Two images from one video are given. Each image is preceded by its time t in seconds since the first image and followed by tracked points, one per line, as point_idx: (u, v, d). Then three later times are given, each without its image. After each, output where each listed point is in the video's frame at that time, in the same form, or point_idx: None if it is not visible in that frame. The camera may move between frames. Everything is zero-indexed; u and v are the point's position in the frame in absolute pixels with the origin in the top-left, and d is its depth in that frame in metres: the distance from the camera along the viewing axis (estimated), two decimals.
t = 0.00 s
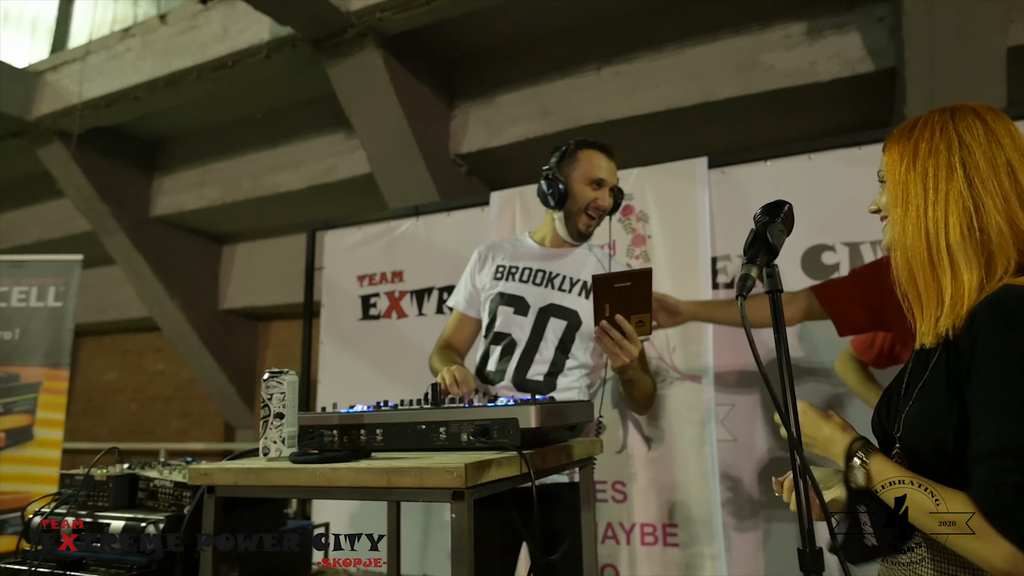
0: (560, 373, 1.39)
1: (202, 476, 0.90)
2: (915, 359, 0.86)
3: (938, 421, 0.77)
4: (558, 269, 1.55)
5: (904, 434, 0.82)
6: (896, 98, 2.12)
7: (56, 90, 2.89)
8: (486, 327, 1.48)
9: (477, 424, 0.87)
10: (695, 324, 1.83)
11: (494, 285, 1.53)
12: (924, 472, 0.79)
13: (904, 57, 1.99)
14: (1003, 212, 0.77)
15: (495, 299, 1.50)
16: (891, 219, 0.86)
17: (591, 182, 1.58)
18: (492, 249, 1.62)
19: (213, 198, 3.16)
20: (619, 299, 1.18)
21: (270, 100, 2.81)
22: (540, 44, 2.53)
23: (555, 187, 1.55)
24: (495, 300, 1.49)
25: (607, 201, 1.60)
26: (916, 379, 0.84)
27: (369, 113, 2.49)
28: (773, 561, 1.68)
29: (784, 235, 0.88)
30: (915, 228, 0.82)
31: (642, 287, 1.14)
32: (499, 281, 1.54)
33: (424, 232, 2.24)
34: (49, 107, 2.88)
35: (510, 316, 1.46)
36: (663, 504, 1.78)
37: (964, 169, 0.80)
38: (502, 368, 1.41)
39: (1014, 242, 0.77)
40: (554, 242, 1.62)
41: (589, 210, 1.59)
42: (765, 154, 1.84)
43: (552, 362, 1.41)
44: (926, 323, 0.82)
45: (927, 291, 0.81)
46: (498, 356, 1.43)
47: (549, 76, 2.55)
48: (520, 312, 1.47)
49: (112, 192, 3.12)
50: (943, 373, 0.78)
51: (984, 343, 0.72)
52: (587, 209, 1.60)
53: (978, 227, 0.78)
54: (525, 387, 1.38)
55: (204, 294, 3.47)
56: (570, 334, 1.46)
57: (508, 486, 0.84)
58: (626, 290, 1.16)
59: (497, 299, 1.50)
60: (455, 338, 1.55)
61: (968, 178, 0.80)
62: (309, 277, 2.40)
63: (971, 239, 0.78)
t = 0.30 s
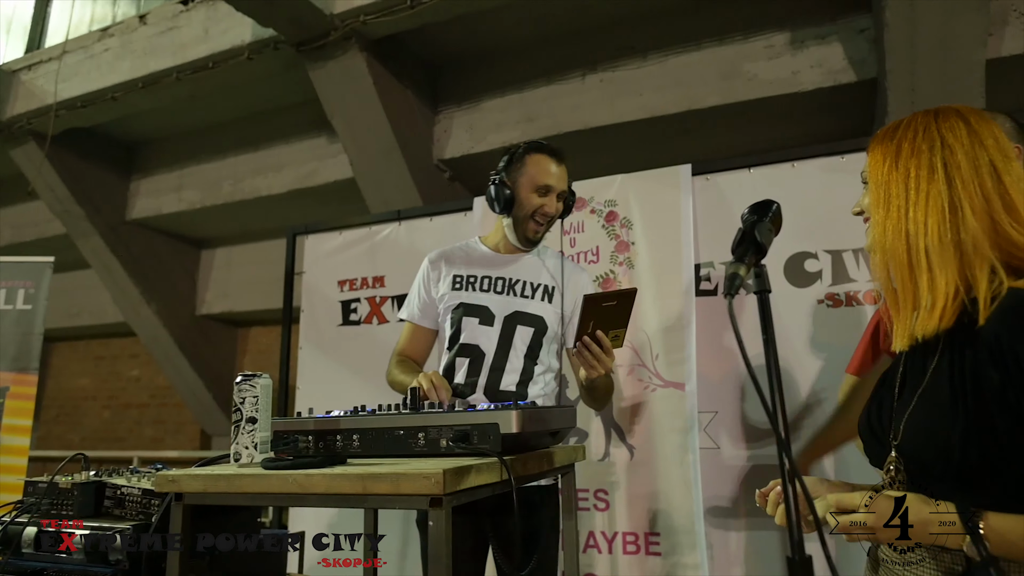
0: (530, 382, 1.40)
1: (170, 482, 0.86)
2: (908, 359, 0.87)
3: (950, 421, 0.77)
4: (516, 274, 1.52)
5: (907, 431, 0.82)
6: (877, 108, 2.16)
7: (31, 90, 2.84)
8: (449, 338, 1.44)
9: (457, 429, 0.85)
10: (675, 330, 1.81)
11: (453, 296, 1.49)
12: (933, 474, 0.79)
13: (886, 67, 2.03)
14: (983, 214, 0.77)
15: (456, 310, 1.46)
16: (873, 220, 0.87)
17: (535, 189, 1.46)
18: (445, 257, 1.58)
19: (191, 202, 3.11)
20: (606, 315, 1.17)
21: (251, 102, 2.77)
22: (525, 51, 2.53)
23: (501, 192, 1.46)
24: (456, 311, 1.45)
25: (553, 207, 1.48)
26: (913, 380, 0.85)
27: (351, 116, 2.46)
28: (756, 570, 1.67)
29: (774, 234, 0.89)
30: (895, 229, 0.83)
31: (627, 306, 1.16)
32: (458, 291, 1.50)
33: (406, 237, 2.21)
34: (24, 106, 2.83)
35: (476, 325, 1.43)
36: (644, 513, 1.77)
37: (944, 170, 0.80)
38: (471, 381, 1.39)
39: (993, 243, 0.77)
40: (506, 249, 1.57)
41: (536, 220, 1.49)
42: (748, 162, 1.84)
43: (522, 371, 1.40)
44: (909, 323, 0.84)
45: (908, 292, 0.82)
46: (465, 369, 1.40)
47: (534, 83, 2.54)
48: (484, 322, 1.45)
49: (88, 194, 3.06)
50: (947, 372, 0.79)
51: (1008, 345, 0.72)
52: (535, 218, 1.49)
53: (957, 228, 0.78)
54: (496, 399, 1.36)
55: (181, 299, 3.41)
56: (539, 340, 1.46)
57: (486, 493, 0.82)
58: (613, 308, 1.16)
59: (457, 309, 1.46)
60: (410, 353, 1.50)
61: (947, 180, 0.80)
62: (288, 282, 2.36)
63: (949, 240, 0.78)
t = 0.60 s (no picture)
0: (509, 389, 1.41)
1: (144, 487, 0.84)
2: (900, 357, 0.88)
3: (952, 422, 0.77)
4: (489, 282, 1.54)
5: (907, 431, 0.83)
6: (861, 118, 2.19)
7: (11, 92, 2.80)
8: (424, 347, 1.44)
9: (440, 432, 0.84)
10: (661, 337, 1.81)
11: (426, 305, 1.48)
12: (934, 476, 0.79)
13: (869, 78, 2.06)
14: (983, 211, 0.79)
15: (429, 319, 1.45)
16: (869, 215, 0.88)
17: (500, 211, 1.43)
18: (415, 265, 1.57)
19: (173, 207, 3.07)
20: (599, 324, 1.17)
21: (236, 107, 2.75)
22: (512, 58, 2.53)
23: (464, 213, 1.44)
24: (431, 320, 1.45)
25: (521, 224, 1.46)
26: (908, 379, 0.86)
27: (337, 121, 2.45)
28: None
29: (760, 233, 0.87)
30: (894, 225, 0.85)
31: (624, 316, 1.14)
32: (431, 300, 1.50)
33: (392, 243, 2.19)
34: (3, 109, 2.79)
35: (451, 333, 1.44)
36: (628, 522, 1.75)
37: (944, 168, 0.82)
38: (449, 390, 1.40)
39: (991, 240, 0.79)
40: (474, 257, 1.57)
41: (503, 239, 1.47)
42: (734, 169, 1.85)
43: (500, 378, 1.43)
44: (907, 318, 0.86)
45: (906, 287, 0.84)
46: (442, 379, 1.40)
47: (521, 90, 2.55)
48: (459, 330, 1.45)
49: (68, 199, 3.01)
50: (946, 375, 0.79)
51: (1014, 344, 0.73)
52: (502, 236, 1.48)
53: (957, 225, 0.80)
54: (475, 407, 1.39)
55: (163, 305, 3.37)
56: (515, 346, 1.47)
57: (469, 497, 0.80)
58: (610, 318, 1.16)
59: (431, 318, 1.46)
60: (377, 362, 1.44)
61: (948, 177, 0.82)
62: (272, 288, 2.34)
63: (949, 236, 0.80)
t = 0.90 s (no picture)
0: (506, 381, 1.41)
1: (110, 494, 0.81)
2: (886, 367, 0.89)
3: (949, 423, 0.78)
4: (484, 279, 1.55)
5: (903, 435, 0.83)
6: (843, 124, 2.21)
7: None
8: (421, 342, 1.44)
9: (415, 438, 0.83)
10: (643, 342, 1.81)
11: (420, 301, 1.50)
12: (931, 480, 0.79)
13: (851, 85, 2.09)
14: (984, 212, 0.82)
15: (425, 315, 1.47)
16: (875, 214, 0.87)
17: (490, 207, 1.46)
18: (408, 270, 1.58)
19: (153, 210, 3.03)
20: (593, 316, 1.15)
21: (217, 109, 2.72)
22: (496, 62, 2.53)
23: (457, 214, 1.44)
24: (427, 314, 1.46)
25: (512, 220, 1.48)
26: (896, 388, 0.86)
27: (320, 124, 2.43)
28: None
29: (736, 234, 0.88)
30: (910, 223, 0.83)
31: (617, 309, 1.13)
32: (425, 296, 1.51)
33: (374, 246, 2.17)
34: None
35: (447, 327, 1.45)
36: (613, 527, 1.74)
37: (951, 172, 0.84)
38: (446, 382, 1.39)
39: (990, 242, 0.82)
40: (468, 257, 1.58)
41: (494, 236, 1.48)
42: (717, 174, 1.86)
43: (496, 370, 1.43)
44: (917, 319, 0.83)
45: (923, 285, 0.81)
46: (438, 372, 1.40)
47: (506, 94, 2.54)
48: (455, 323, 1.46)
49: (44, 201, 2.96)
50: (938, 377, 0.81)
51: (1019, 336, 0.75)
52: (493, 233, 1.49)
53: (970, 224, 0.81)
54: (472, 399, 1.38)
55: (141, 310, 3.32)
56: (512, 340, 1.48)
57: (442, 503, 0.78)
58: (603, 310, 1.14)
59: (427, 313, 1.47)
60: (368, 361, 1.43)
61: (957, 180, 0.83)
62: (251, 292, 2.31)
63: (963, 234, 0.81)
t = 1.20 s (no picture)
0: (505, 382, 1.51)
1: (74, 500, 0.80)
2: (848, 371, 0.93)
3: (910, 427, 0.82)
4: (479, 285, 1.63)
5: (861, 440, 0.86)
6: (822, 132, 2.24)
7: None
8: (422, 343, 1.53)
9: (383, 443, 0.84)
10: (626, 348, 1.81)
11: (417, 307, 1.58)
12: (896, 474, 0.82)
13: (830, 93, 2.11)
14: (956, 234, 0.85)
15: (424, 318, 1.55)
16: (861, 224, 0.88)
17: (487, 212, 1.56)
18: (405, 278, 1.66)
19: (130, 212, 2.99)
20: (584, 310, 1.23)
21: (196, 110, 2.69)
22: (479, 66, 2.53)
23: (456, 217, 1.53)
24: (426, 318, 1.54)
25: (507, 225, 1.59)
26: (860, 390, 0.89)
27: (300, 126, 2.41)
28: None
29: (692, 244, 0.87)
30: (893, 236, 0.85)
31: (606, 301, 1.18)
32: (421, 302, 1.59)
33: (354, 250, 2.16)
34: None
35: (446, 329, 1.54)
36: (591, 532, 1.74)
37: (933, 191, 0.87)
38: (446, 383, 1.48)
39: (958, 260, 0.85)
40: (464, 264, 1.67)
41: (492, 239, 1.59)
42: (696, 181, 1.87)
43: (495, 371, 1.53)
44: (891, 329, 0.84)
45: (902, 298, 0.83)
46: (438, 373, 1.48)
47: (488, 98, 2.54)
48: (453, 326, 1.55)
49: (19, 203, 2.92)
50: (905, 384, 0.84)
51: (973, 345, 0.78)
52: (490, 238, 1.59)
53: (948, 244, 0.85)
54: (472, 398, 1.48)
55: (118, 313, 3.27)
56: (508, 341, 1.57)
57: (409, 509, 0.78)
58: (594, 303, 1.20)
59: (425, 317, 1.55)
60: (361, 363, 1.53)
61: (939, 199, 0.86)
62: (229, 295, 2.28)
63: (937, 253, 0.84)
